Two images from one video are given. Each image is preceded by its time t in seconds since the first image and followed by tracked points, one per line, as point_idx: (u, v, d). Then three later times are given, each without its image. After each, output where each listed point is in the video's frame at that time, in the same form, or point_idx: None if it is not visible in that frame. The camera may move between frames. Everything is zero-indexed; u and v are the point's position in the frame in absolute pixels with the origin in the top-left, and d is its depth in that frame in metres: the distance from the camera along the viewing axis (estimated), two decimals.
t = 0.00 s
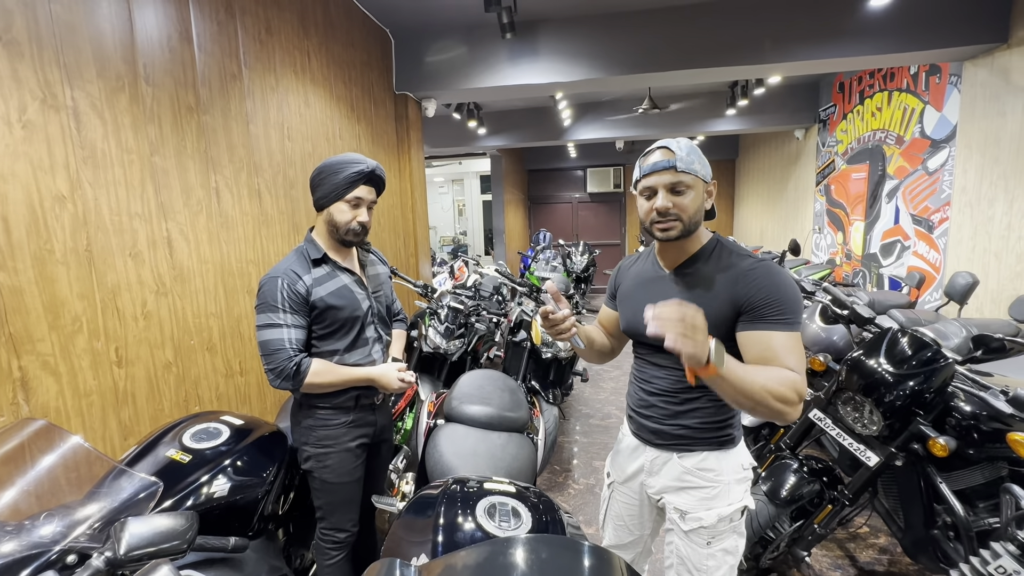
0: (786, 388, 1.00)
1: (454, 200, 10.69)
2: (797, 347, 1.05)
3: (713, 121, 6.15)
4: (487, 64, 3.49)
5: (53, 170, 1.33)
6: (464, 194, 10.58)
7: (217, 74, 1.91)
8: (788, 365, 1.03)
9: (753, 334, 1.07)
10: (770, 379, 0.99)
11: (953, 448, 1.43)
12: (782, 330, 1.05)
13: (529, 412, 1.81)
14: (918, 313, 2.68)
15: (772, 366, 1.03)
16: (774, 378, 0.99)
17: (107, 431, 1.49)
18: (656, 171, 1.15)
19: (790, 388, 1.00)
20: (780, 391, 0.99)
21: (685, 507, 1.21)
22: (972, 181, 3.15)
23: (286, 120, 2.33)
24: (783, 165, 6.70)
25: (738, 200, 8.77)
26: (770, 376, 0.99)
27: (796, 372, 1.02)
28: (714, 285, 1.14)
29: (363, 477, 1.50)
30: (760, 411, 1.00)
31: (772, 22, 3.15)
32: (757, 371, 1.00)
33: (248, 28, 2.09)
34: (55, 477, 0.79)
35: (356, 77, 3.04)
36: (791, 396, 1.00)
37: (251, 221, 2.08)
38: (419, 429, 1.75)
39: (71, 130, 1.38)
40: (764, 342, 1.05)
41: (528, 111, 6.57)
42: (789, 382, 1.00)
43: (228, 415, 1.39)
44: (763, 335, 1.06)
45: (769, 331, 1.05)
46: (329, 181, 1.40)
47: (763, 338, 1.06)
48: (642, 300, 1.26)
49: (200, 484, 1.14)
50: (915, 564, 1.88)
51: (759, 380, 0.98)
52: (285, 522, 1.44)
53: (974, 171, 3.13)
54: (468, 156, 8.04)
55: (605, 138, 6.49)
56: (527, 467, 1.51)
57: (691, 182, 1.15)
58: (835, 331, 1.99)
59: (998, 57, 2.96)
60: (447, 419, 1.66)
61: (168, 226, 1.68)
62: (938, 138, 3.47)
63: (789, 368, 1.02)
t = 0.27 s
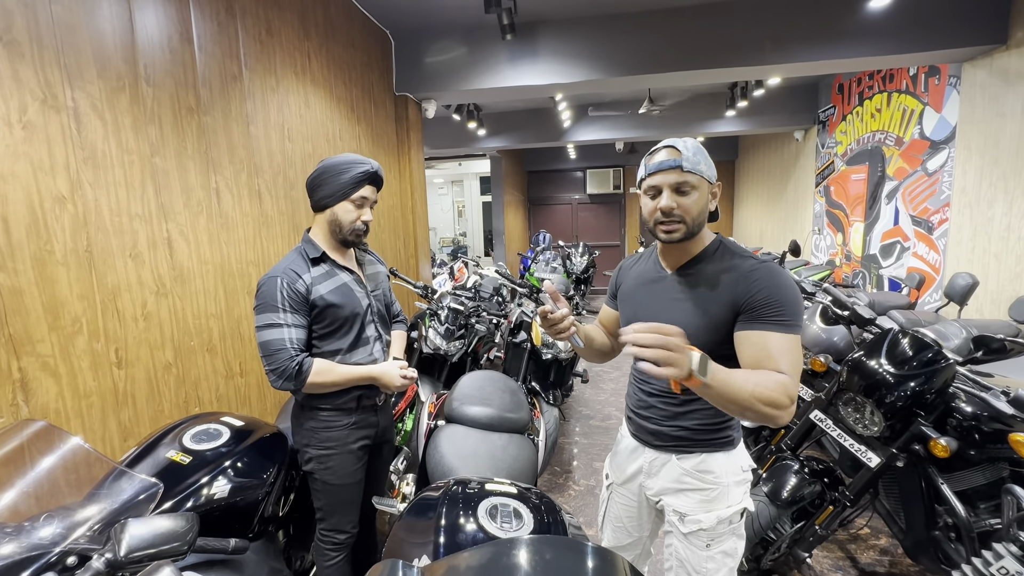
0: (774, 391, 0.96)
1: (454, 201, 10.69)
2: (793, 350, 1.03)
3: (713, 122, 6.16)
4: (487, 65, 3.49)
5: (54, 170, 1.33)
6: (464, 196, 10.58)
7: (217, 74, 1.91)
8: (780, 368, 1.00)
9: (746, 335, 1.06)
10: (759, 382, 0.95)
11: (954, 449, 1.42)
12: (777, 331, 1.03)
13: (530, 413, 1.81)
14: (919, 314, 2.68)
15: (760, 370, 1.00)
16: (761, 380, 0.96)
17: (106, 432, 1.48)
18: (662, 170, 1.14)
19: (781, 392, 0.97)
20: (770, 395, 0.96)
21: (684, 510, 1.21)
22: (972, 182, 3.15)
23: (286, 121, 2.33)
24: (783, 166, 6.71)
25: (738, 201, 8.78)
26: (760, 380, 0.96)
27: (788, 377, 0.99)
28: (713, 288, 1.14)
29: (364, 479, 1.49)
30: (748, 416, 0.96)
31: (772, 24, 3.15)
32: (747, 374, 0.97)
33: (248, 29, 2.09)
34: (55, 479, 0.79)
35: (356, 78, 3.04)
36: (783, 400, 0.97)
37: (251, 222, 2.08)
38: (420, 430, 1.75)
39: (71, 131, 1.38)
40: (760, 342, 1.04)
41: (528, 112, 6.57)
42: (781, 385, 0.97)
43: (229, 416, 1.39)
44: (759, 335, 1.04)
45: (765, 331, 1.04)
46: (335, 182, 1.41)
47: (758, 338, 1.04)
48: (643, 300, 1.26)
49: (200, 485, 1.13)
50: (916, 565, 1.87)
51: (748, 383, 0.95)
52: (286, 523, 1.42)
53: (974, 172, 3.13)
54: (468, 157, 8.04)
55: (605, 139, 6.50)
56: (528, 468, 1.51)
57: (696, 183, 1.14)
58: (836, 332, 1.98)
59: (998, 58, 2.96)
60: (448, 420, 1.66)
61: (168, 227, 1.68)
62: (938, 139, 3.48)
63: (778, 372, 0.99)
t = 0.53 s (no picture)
0: (760, 395, 0.95)
1: (453, 204, 10.70)
2: (788, 356, 1.02)
3: (712, 126, 6.18)
4: (487, 69, 3.50)
5: (53, 173, 1.33)
6: (463, 199, 10.59)
7: (218, 78, 1.92)
8: (770, 374, 0.99)
9: (737, 339, 1.06)
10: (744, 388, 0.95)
11: (954, 452, 1.41)
12: (770, 336, 1.03)
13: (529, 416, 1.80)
14: (918, 317, 2.68)
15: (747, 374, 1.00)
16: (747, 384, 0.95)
17: (105, 436, 1.47)
18: (665, 167, 1.15)
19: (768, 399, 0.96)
20: (756, 401, 0.94)
21: (683, 514, 1.21)
22: (970, 186, 3.16)
23: (286, 124, 2.33)
24: (782, 169, 6.73)
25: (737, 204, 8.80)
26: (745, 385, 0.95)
27: (779, 382, 0.98)
28: (709, 292, 1.14)
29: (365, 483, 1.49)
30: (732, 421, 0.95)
31: (771, 27, 3.16)
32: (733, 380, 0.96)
33: (249, 32, 2.10)
34: (53, 483, 0.78)
35: (356, 82, 3.05)
36: (771, 406, 0.96)
37: (251, 225, 2.08)
38: (420, 433, 1.74)
39: (71, 134, 1.38)
40: (755, 346, 1.03)
41: (527, 115, 6.59)
42: (768, 391, 0.96)
43: (228, 419, 1.38)
44: (754, 339, 1.03)
45: (758, 336, 1.03)
46: (346, 186, 1.43)
47: (753, 342, 1.03)
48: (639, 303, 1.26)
49: (199, 489, 1.13)
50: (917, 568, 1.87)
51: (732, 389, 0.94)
52: (286, 526, 1.41)
53: (972, 175, 3.15)
54: (467, 160, 8.05)
55: (604, 142, 6.51)
56: (528, 471, 1.51)
57: (697, 182, 1.15)
58: (836, 335, 1.98)
59: (995, 62, 2.98)
60: (448, 424, 1.66)
61: (167, 230, 1.68)
62: (936, 143, 3.49)
63: (766, 376, 0.99)
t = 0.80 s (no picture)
0: (784, 385, 0.95)
1: (452, 205, 10.71)
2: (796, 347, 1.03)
3: (711, 127, 6.19)
4: (487, 70, 3.50)
5: (53, 174, 1.33)
6: (462, 200, 10.60)
7: (217, 79, 1.92)
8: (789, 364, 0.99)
9: (744, 331, 1.05)
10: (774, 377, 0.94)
11: (954, 453, 1.41)
12: (775, 329, 1.03)
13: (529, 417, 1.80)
14: (918, 318, 2.68)
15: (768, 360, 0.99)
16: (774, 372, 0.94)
17: (104, 437, 1.47)
18: (667, 163, 1.15)
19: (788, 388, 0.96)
20: (780, 391, 0.95)
21: (679, 517, 1.20)
22: (969, 187, 3.17)
23: (286, 125, 2.34)
24: (781, 170, 6.73)
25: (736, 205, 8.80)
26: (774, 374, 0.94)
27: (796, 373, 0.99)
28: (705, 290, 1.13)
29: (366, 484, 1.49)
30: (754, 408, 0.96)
31: (770, 29, 3.17)
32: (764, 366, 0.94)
33: (248, 33, 2.10)
34: (52, 485, 0.78)
35: (356, 83, 3.05)
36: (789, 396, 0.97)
37: (251, 227, 2.08)
38: (419, 435, 1.74)
39: (71, 136, 1.38)
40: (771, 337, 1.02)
41: (527, 117, 6.59)
42: (790, 382, 0.96)
43: (227, 421, 1.38)
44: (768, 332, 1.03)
45: (761, 328, 1.04)
46: (354, 189, 1.45)
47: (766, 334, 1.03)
48: (634, 303, 1.26)
49: (198, 491, 1.12)
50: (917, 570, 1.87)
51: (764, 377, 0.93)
52: (286, 528, 1.41)
53: (971, 176, 3.15)
54: (467, 162, 8.06)
55: (604, 144, 6.52)
56: (527, 473, 1.50)
57: (698, 181, 1.16)
58: (836, 336, 1.98)
59: (994, 63, 2.98)
60: (447, 426, 1.65)
61: (167, 232, 1.68)
62: (935, 144, 3.49)
63: (783, 365, 0.99)
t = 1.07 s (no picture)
0: (736, 377, 0.93)
1: (451, 207, 10.70)
2: (772, 344, 1.00)
3: (709, 129, 6.20)
4: (485, 72, 3.51)
5: (50, 175, 1.33)
6: (461, 202, 10.61)
7: (216, 80, 1.92)
8: (753, 359, 0.97)
9: (726, 326, 1.05)
10: (719, 364, 0.93)
11: (951, 454, 1.41)
12: (758, 327, 1.02)
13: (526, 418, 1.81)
14: (915, 319, 2.69)
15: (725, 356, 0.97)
16: (721, 363, 0.93)
17: (101, 439, 1.47)
18: (670, 167, 1.15)
19: (743, 379, 0.93)
20: (729, 379, 0.92)
21: (682, 519, 1.20)
22: (966, 188, 3.18)
23: (285, 126, 2.34)
24: (779, 172, 6.75)
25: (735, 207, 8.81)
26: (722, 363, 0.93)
27: (760, 368, 0.96)
28: (703, 288, 1.15)
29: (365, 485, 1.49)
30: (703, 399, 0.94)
31: (767, 31, 3.18)
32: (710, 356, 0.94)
33: (246, 34, 2.10)
34: (48, 487, 0.78)
35: (355, 84, 3.06)
36: (746, 388, 0.94)
37: (248, 228, 2.08)
38: (418, 436, 1.75)
39: (68, 136, 1.38)
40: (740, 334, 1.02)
41: (525, 118, 6.60)
42: (744, 373, 0.93)
43: (224, 422, 1.37)
44: (740, 328, 1.02)
45: (744, 326, 1.03)
46: (360, 192, 1.46)
47: (739, 330, 1.02)
48: (630, 303, 1.26)
49: (195, 493, 1.12)
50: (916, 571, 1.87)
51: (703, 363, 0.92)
52: (282, 530, 1.39)
53: (967, 178, 3.16)
54: (465, 163, 8.06)
55: (602, 145, 6.53)
56: (526, 475, 1.50)
57: (700, 184, 1.16)
58: (833, 337, 1.96)
59: (989, 65, 3.00)
60: (445, 426, 1.65)
61: (164, 233, 1.68)
62: (931, 145, 3.51)
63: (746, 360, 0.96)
